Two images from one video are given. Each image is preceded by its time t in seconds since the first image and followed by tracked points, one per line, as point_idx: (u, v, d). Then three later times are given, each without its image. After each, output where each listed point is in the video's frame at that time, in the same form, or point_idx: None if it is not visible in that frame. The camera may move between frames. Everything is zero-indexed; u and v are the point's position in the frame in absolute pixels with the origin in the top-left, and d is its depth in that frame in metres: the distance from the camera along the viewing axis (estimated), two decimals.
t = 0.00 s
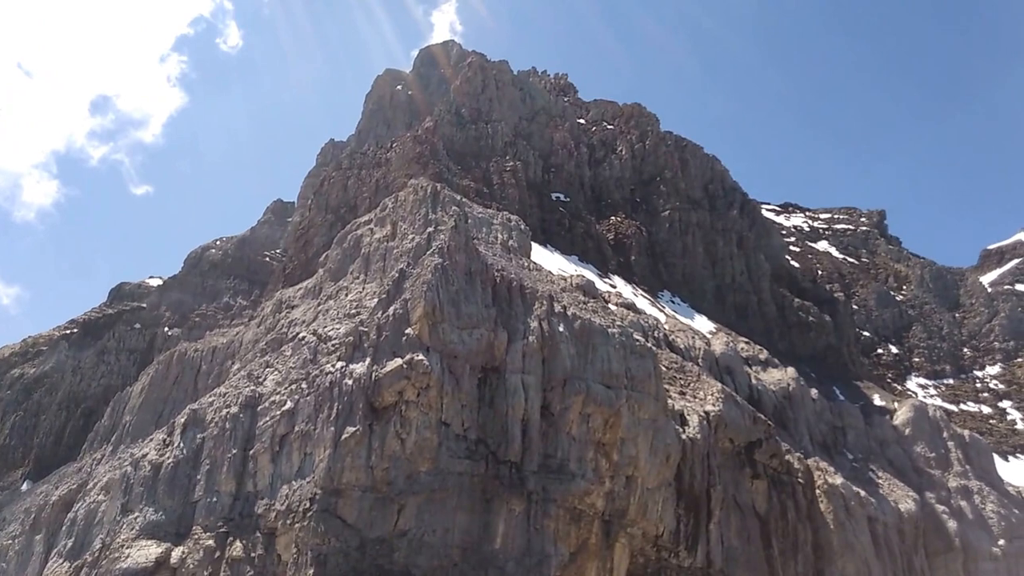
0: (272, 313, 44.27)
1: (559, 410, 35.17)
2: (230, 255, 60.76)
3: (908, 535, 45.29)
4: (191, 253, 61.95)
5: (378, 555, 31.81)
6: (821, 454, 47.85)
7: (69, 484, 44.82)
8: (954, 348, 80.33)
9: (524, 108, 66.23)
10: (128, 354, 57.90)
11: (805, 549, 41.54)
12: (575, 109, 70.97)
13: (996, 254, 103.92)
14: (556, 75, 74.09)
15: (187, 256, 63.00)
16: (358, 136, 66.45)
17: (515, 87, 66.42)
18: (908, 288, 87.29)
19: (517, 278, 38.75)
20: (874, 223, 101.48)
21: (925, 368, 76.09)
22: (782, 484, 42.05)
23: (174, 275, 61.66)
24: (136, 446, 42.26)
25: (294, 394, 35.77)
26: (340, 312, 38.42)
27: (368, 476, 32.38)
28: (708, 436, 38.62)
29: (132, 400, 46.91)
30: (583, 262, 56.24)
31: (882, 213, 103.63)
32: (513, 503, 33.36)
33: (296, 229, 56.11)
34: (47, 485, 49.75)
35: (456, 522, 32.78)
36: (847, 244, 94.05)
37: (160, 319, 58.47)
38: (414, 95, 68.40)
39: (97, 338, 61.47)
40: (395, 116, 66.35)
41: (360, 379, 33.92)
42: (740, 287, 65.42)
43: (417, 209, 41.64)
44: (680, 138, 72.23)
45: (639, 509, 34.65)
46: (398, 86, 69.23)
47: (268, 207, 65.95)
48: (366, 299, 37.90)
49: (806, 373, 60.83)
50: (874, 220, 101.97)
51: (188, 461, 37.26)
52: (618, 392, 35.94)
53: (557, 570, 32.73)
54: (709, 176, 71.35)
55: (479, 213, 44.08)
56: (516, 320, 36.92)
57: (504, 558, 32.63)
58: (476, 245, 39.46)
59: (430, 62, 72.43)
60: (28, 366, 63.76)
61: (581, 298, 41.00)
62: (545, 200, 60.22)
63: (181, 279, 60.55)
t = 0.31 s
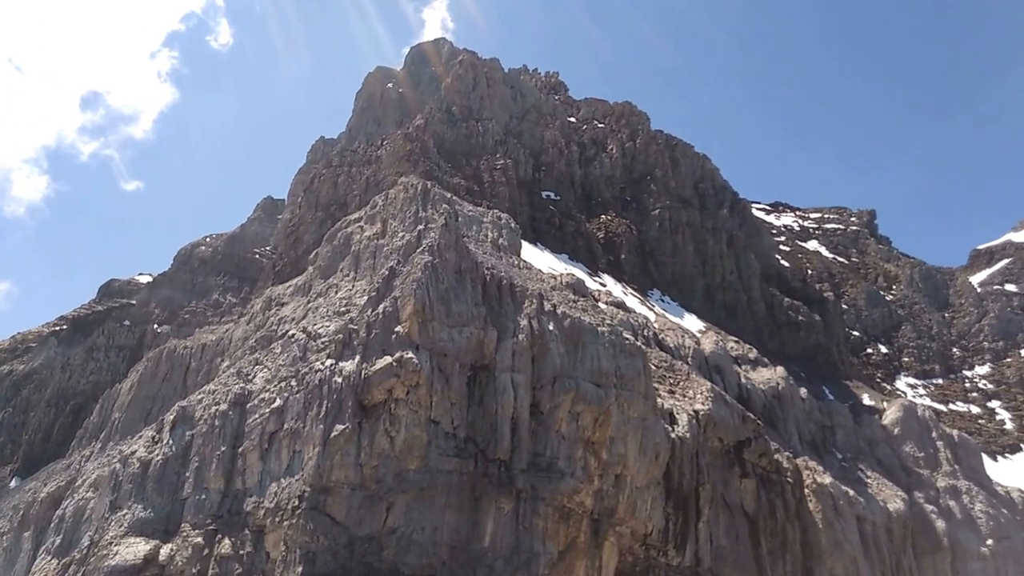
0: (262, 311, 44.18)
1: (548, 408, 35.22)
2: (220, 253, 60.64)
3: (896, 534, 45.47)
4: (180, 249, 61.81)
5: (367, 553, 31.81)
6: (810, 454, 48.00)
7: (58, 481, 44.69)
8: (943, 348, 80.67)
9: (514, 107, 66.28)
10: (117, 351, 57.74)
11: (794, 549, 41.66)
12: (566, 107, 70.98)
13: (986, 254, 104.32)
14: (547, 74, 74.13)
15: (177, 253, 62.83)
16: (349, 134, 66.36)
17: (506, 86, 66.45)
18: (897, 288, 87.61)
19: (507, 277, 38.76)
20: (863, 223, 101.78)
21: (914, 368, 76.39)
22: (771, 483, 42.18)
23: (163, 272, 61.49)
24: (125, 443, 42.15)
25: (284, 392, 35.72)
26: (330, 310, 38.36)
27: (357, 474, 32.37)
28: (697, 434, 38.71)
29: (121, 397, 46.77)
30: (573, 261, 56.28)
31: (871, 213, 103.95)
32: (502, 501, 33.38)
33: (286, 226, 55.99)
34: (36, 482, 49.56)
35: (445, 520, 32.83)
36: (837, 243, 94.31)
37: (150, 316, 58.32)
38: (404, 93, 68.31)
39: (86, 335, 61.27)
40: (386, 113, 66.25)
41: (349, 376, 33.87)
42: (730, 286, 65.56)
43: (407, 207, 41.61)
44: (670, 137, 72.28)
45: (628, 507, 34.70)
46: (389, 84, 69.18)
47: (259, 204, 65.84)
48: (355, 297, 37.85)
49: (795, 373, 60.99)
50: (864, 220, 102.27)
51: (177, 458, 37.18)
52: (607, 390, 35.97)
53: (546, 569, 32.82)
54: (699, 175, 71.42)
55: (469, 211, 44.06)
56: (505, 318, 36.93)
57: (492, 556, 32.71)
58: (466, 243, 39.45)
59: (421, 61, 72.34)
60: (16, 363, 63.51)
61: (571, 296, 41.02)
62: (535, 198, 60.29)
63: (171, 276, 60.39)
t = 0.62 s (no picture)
0: (251, 306, 44.05)
1: (538, 404, 35.19)
2: (209, 248, 60.48)
3: (882, 531, 45.63)
4: (169, 244, 61.58)
5: (355, 549, 31.78)
6: (798, 450, 48.06)
7: (45, 476, 44.58)
8: (931, 346, 80.96)
9: (506, 103, 66.25)
10: (105, 346, 57.57)
11: (781, 546, 41.75)
12: (557, 104, 70.93)
13: (974, 253, 104.67)
14: (539, 70, 74.06)
15: (165, 248, 62.64)
16: (340, 130, 66.22)
17: (497, 82, 66.42)
18: (886, 287, 87.92)
19: (498, 273, 38.73)
20: (853, 221, 102.05)
21: (901, 365, 76.69)
22: (759, 480, 42.34)
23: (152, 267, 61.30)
24: (113, 439, 42.00)
25: (273, 388, 35.63)
26: (320, 306, 38.25)
27: (346, 470, 32.37)
28: (686, 431, 38.77)
29: (109, 393, 46.57)
30: (563, 258, 56.31)
31: (861, 211, 104.23)
32: (491, 497, 33.39)
33: (276, 221, 55.83)
34: (22, 476, 49.36)
35: (434, 516, 32.83)
36: (826, 241, 94.51)
37: (138, 311, 58.12)
38: (396, 88, 68.20)
39: (74, 330, 60.97)
40: (377, 109, 66.15)
41: (339, 372, 33.80)
42: (720, 284, 65.67)
43: (398, 203, 41.51)
44: (662, 134, 72.26)
45: (617, 503, 34.78)
46: (380, 79, 69.02)
47: (248, 199, 65.63)
48: (345, 293, 37.76)
49: (784, 370, 61.13)
50: (853, 218, 102.54)
51: (165, 454, 37.07)
52: (597, 387, 35.96)
53: (535, 564, 32.85)
54: (690, 172, 71.42)
55: (460, 208, 44.00)
56: (496, 315, 36.91)
57: (481, 552, 32.76)
58: (457, 240, 39.38)
59: (412, 56, 72.23)
60: (3, 358, 63.08)
61: (562, 293, 40.99)
62: (526, 195, 60.26)
63: (159, 271, 60.21)
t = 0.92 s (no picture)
0: (239, 300, 43.88)
1: (527, 399, 35.20)
2: (197, 241, 60.24)
3: (868, 524, 45.66)
4: (156, 236, 61.26)
5: (343, 543, 31.71)
6: (785, 445, 48.09)
7: (29, 470, 44.40)
8: (918, 342, 81.02)
9: (498, 97, 66.14)
10: (91, 339, 57.29)
11: (767, 540, 41.66)
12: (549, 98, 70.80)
13: (961, 251, 104.87)
14: (531, 65, 73.94)
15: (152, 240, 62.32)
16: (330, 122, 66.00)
17: (489, 76, 66.33)
18: (873, 283, 88.16)
19: (488, 268, 38.66)
20: (842, 218, 102.22)
21: (888, 361, 77.05)
22: (747, 474, 42.28)
23: (139, 259, 60.99)
24: (98, 432, 41.80)
25: (261, 381, 35.51)
26: (309, 299, 38.09)
27: (335, 464, 32.31)
28: (675, 426, 38.80)
29: (94, 386, 46.24)
30: (554, 252, 56.30)
31: (850, 208, 104.42)
32: (480, 491, 33.37)
33: (265, 214, 55.60)
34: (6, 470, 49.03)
35: (423, 510, 32.78)
36: (815, 238, 94.66)
37: (125, 304, 57.87)
38: (387, 80, 68.02)
39: (60, 322, 60.05)
40: (369, 101, 66.00)
41: (328, 366, 33.69)
42: (709, 280, 65.70)
43: (388, 196, 41.38)
44: (653, 129, 72.20)
45: (606, 498, 34.71)
46: (371, 71, 68.85)
47: (237, 191, 65.40)
48: (335, 287, 37.61)
49: (772, 366, 61.25)
50: (842, 215, 102.72)
51: (151, 447, 36.91)
52: (586, 382, 35.96)
53: (523, 559, 32.89)
54: (681, 168, 71.35)
55: (450, 202, 43.89)
56: (486, 309, 36.84)
57: (470, 546, 32.76)
58: (447, 234, 39.29)
59: (403, 49, 72.06)
60: None
61: (552, 288, 40.93)
62: (517, 189, 60.19)
63: (146, 264, 59.91)
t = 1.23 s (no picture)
0: (226, 291, 43.66)
1: (516, 392, 35.10)
2: (184, 231, 59.99)
3: (852, 517, 45.63)
4: (142, 226, 60.89)
5: (331, 535, 31.61)
6: (771, 439, 47.98)
7: (12, 461, 44.20)
8: (904, 337, 81.11)
9: (489, 89, 66.03)
10: (75, 329, 56.81)
11: (753, 532, 41.65)
12: (540, 91, 70.59)
13: (947, 246, 105.09)
14: (522, 57, 73.74)
15: (138, 230, 61.95)
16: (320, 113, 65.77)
17: (481, 67, 66.38)
18: (860, 278, 88.38)
19: (478, 260, 38.53)
20: (830, 213, 102.36)
21: (874, 355, 77.31)
22: (734, 467, 42.21)
23: (124, 249, 60.62)
24: (83, 423, 41.59)
25: (248, 373, 35.35)
26: (297, 291, 37.86)
27: (322, 457, 32.21)
28: (663, 419, 38.79)
29: (78, 376, 45.88)
30: (544, 246, 56.23)
31: (838, 203, 104.57)
32: (469, 484, 33.29)
33: (253, 205, 55.31)
34: None
35: (410, 502, 32.68)
36: (803, 233, 94.77)
37: (110, 294, 57.51)
38: (378, 71, 67.74)
39: (44, 313, 59.36)
40: (359, 92, 65.77)
41: (316, 358, 33.54)
42: (698, 274, 65.70)
43: (378, 188, 41.20)
44: (644, 123, 72.05)
45: (593, 490, 34.77)
46: (361, 61, 68.57)
47: (225, 181, 65.25)
48: (324, 278, 37.39)
49: (759, 359, 61.42)
50: (831, 211, 102.87)
51: (136, 439, 36.72)
52: (575, 375, 35.90)
53: (510, 550, 32.93)
54: (671, 162, 71.16)
55: (441, 193, 43.73)
56: (475, 302, 36.71)
57: (457, 539, 32.67)
58: (438, 226, 39.15)
59: (394, 39, 71.78)
60: None
61: (542, 281, 40.80)
62: (508, 182, 60.05)
63: (132, 254, 59.54)
